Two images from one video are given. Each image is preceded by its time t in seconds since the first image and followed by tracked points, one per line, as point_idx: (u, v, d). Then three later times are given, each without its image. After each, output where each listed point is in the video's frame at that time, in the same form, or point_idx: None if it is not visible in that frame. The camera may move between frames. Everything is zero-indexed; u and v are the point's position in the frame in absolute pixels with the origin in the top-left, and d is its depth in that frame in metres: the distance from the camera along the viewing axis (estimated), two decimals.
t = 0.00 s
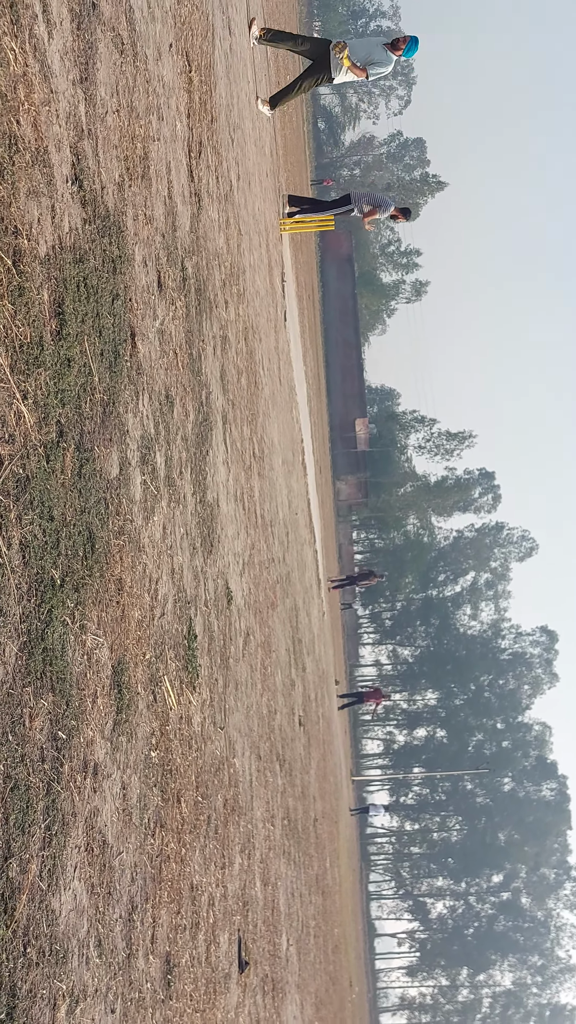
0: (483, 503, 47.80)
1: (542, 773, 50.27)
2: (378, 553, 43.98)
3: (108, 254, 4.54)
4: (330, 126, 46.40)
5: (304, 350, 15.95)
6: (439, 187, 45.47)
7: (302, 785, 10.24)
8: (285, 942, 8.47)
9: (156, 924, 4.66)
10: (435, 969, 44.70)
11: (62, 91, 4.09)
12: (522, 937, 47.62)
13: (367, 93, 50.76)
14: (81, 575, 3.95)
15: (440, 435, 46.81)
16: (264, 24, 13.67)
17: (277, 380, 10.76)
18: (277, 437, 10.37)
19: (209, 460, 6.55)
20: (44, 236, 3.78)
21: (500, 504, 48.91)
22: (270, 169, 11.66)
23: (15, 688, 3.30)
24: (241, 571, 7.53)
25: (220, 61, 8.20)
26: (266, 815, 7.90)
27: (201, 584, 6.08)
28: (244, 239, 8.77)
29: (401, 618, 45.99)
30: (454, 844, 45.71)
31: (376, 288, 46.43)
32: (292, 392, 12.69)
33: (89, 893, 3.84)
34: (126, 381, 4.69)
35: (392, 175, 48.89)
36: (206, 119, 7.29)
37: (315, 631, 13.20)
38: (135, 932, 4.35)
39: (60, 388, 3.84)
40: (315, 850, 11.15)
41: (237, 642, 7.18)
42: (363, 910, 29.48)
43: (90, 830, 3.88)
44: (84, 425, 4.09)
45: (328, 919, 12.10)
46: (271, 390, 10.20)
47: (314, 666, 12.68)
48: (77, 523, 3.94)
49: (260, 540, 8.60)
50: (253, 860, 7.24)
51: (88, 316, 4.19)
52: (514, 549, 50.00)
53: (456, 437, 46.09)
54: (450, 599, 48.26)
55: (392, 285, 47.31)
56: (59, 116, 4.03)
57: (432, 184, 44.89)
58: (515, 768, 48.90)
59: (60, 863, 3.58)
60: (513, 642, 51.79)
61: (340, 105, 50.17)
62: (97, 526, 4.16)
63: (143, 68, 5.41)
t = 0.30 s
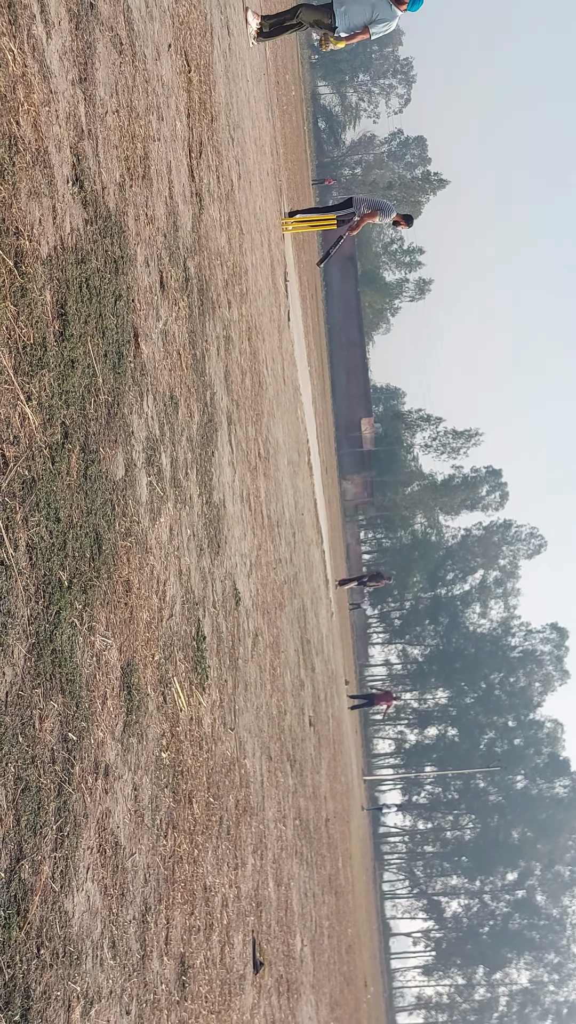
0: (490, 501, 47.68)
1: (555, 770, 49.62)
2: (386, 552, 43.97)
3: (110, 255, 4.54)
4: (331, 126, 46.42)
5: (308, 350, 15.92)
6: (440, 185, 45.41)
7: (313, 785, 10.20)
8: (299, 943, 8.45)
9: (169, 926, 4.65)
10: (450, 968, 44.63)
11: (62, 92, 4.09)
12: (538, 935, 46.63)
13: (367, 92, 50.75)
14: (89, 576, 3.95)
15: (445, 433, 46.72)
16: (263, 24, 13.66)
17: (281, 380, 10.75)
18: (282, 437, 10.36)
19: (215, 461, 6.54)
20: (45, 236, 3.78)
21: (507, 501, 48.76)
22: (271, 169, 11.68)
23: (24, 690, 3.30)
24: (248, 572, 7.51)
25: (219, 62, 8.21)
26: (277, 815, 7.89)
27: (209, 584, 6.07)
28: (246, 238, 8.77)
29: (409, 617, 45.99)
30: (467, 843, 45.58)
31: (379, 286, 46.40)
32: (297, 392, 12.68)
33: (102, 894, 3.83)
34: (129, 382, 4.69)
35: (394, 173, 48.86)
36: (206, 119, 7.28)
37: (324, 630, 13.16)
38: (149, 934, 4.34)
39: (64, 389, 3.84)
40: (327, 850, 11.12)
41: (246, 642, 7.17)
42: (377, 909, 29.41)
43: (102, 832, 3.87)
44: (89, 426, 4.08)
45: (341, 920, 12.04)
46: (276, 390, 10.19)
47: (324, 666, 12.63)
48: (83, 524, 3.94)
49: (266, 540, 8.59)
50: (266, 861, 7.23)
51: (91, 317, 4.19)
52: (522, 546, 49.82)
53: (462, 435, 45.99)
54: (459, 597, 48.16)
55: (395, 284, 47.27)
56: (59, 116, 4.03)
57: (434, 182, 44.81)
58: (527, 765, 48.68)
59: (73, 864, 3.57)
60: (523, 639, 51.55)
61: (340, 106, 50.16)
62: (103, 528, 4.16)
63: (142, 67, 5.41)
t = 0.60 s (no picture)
0: (493, 497, 47.63)
1: (557, 766, 49.30)
2: (389, 547, 44.00)
3: (115, 249, 4.53)
4: (336, 121, 46.23)
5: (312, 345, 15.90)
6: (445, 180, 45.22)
7: (315, 779, 10.22)
8: (301, 937, 8.48)
9: (172, 919, 4.67)
10: (451, 962, 44.82)
11: (66, 85, 4.07)
12: (539, 930, 46.79)
13: (372, 87, 50.53)
14: (92, 570, 3.95)
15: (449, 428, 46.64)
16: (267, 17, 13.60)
17: (285, 375, 10.75)
18: (286, 432, 10.35)
19: (218, 456, 6.53)
20: (49, 230, 3.77)
21: (510, 497, 48.69)
22: (275, 165, 11.65)
23: (27, 683, 3.31)
24: (252, 567, 7.51)
25: (223, 58, 8.19)
26: (280, 810, 7.91)
27: (212, 579, 6.08)
28: (250, 233, 8.76)
29: (412, 613, 46.01)
30: (469, 838, 45.65)
31: (384, 282, 46.31)
32: (301, 387, 12.67)
33: (104, 888, 3.85)
34: (133, 376, 4.68)
35: (398, 168, 48.69)
36: (210, 113, 7.26)
37: (326, 626, 13.17)
38: (151, 927, 4.36)
39: (68, 383, 3.84)
40: (329, 844, 11.16)
41: (249, 637, 7.18)
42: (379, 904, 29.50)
43: (105, 825, 3.88)
44: (93, 421, 4.08)
45: (343, 913, 12.10)
46: (279, 385, 10.18)
47: (326, 661, 12.66)
48: (87, 518, 3.94)
49: (270, 536, 8.59)
50: (268, 855, 7.24)
51: (95, 311, 4.18)
52: (524, 542, 49.76)
53: (466, 430, 45.91)
54: (462, 593, 48.16)
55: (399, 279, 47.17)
56: (64, 110, 4.03)
57: (438, 177, 44.63)
58: (529, 761, 48.67)
59: (75, 857, 3.58)
60: (526, 634, 51.47)
61: (344, 100, 49.95)
62: (107, 522, 4.16)
63: (147, 62, 5.39)
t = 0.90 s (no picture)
0: (494, 490, 47.58)
1: (557, 758, 49.74)
2: (390, 540, 44.02)
3: (116, 240, 4.52)
4: (338, 112, 46.00)
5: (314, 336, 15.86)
6: (447, 171, 45.02)
7: (315, 771, 10.23)
8: (301, 927, 8.51)
9: (171, 909, 4.69)
10: (451, 953, 45.02)
11: (67, 75, 4.06)
12: (539, 922, 46.81)
13: (374, 78, 50.27)
14: (93, 561, 3.96)
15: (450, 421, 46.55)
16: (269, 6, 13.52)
17: (286, 367, 10.73)
18: (287, 424, 10.33)
19: (220, 448, 6.53)
20: (50, 220, 3.76)
21: (511, 490, 48.62)
22: (277, 156, 11.62)
23: (27, 672, 3.32)
24: (253, 559, 7.52)
25: (225, 48, 8.14)
26: (280, 800, 7.94)
27: (213, 571, 6.08)
28: (252, 224, 8.73)
29: (413, 605, 46.01)
30: (468, 830, 45.79)
31: (386, 274, 46.18)
32: (302, 379, 12.65)
33: (104, 877, 3.86)
34: (134, 367, 4.68)
35: (400, 160, 48.48)
36: (212, 104, 7.22)
37: (327, 618, 13.18)
38: (151, 918, 4.38)
39: (68, 375, 3.83)
40: (329, 835, 11.19)
41: (250, 628, 7.19)
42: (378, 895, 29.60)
43: (105, 815, 3.90)
44: (94, 412, 4.08)
45: (343, 903, 12.16)
46: (280, 377, 10.17)
47: (327, 652, 12.67)
48: (87, 509, 3.94)
49: (271, 528, 8.58)
50: (268, 845, 7.27)
51: (96, 302, 4.17)
52: (525, 535, 49.77)
53: (467, 423, 45.82)
54: (463, 586, 48.19)
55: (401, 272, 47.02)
56: (65, 99, 4.01)
57: (441, 169, 44.41)
58: (528, 753, 48.77)
59: (76, 847, 3.60)
60: (526, 627, 51.50)
61: (347, 91, 49.68)
62: (108, 513, 4.16)
63: (149, 52, 5.36)
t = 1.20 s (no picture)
0: (494, 485, 47.59)
1: (555, 753, 49.86)
2: (390, 535, 44.02)
3: (118, 233, 4.51)
4: (340, 106, 45.85)
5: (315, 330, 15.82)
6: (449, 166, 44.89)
7: (314, 765, 10.26)
8: (298, 919, 8.54)
9: (170, 901, 4.71)
10: (448, 947, 45.17)
11: (70, 66, 4.05)
12: (534, 916, 47.60)
13: (377, 71, 50.09)
14: (93, 554, 3.95)
15: (450, 416, 46.52)
16: None
17: (287, 361, 10.72)
18: (288, 418, 10.33)
19: (221, 442, 6.53)
20: (52, 212, 3.75)
21: (511, 485, 48.62)
22: (280, 150, 11.60)
23: (27, 665, 3.32)
24: (253, 553, 7.52)
25: (229, 41, 8.11)
26: (278, 794, 7.95)
27: (213, 565, 6.08)
28: (254, 218, 8.71)
29: (412, 600, 45.88)
30: (466, 824, 45.92)
31: (388, 269, 46.09)
32: (303, 374, 12.63)
33: (103, 870, 3.88)
34: (135, 361, 4.67)
35: (403, 154, 48.36)
36: (215, 97, 7.19)
37: (327, 612, 13.20)
38: (149, 909, 4.39)
39: (70, 367, 3.82)
40: (327, 828, 11.22)
41: (250, 622, 7.20)
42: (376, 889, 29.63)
43: (104, 808, 3.90)
44: (94, 405, 4.07)
45: (340, 896, 12.22)
46: (282, 371, 10.15)
47: (327, 647, 12.70)
48: (88, 501, 3.94)
49: (271, 522, 8.58)
50: (266, 838, 7.29)
51: (97, 295, 4.17)
52: (525, 531, 49.85)
53: (468, 418, 45.80)
54: (462, 581, 48.25)
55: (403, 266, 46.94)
56: (67, 91, 3.99)
57: (443, 163, 44.26)
58: (526, 748, 48.88)
59: (75, 839, 3.61)
60: (525, 622, 51.59)
61: (349, 84, 49.49)
62: (108, 506, 4.16)
63: (151, 44, 5.34)
